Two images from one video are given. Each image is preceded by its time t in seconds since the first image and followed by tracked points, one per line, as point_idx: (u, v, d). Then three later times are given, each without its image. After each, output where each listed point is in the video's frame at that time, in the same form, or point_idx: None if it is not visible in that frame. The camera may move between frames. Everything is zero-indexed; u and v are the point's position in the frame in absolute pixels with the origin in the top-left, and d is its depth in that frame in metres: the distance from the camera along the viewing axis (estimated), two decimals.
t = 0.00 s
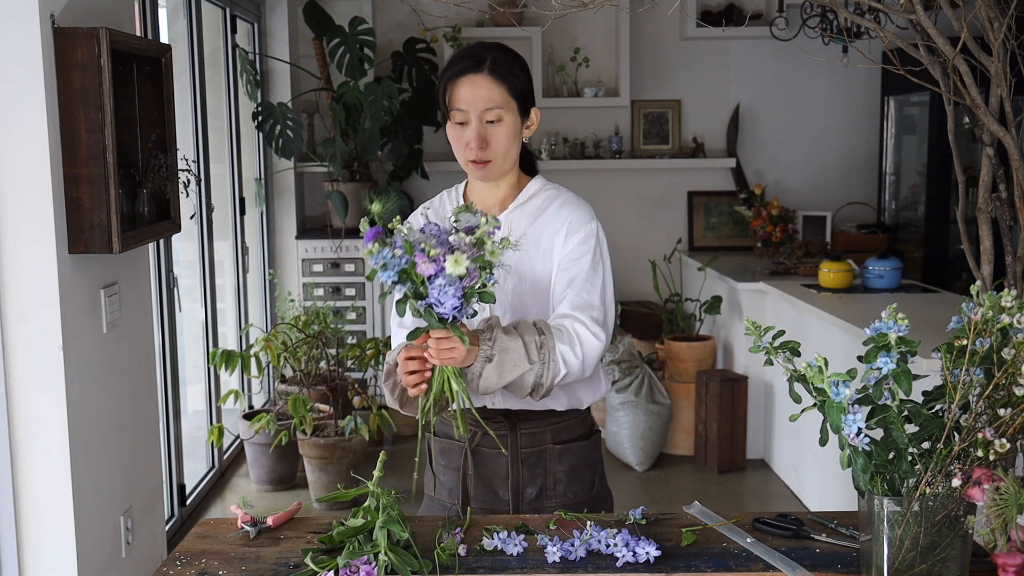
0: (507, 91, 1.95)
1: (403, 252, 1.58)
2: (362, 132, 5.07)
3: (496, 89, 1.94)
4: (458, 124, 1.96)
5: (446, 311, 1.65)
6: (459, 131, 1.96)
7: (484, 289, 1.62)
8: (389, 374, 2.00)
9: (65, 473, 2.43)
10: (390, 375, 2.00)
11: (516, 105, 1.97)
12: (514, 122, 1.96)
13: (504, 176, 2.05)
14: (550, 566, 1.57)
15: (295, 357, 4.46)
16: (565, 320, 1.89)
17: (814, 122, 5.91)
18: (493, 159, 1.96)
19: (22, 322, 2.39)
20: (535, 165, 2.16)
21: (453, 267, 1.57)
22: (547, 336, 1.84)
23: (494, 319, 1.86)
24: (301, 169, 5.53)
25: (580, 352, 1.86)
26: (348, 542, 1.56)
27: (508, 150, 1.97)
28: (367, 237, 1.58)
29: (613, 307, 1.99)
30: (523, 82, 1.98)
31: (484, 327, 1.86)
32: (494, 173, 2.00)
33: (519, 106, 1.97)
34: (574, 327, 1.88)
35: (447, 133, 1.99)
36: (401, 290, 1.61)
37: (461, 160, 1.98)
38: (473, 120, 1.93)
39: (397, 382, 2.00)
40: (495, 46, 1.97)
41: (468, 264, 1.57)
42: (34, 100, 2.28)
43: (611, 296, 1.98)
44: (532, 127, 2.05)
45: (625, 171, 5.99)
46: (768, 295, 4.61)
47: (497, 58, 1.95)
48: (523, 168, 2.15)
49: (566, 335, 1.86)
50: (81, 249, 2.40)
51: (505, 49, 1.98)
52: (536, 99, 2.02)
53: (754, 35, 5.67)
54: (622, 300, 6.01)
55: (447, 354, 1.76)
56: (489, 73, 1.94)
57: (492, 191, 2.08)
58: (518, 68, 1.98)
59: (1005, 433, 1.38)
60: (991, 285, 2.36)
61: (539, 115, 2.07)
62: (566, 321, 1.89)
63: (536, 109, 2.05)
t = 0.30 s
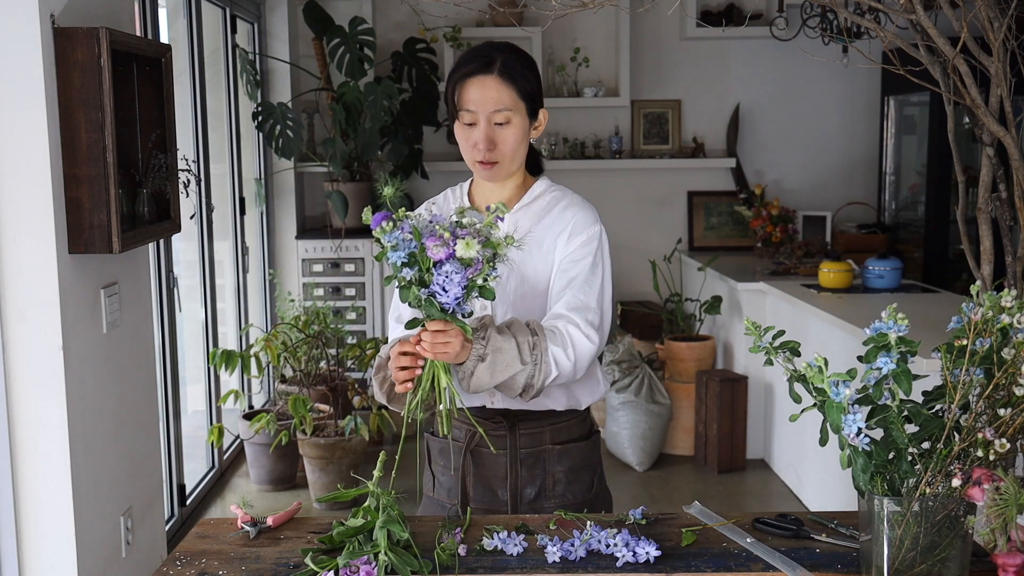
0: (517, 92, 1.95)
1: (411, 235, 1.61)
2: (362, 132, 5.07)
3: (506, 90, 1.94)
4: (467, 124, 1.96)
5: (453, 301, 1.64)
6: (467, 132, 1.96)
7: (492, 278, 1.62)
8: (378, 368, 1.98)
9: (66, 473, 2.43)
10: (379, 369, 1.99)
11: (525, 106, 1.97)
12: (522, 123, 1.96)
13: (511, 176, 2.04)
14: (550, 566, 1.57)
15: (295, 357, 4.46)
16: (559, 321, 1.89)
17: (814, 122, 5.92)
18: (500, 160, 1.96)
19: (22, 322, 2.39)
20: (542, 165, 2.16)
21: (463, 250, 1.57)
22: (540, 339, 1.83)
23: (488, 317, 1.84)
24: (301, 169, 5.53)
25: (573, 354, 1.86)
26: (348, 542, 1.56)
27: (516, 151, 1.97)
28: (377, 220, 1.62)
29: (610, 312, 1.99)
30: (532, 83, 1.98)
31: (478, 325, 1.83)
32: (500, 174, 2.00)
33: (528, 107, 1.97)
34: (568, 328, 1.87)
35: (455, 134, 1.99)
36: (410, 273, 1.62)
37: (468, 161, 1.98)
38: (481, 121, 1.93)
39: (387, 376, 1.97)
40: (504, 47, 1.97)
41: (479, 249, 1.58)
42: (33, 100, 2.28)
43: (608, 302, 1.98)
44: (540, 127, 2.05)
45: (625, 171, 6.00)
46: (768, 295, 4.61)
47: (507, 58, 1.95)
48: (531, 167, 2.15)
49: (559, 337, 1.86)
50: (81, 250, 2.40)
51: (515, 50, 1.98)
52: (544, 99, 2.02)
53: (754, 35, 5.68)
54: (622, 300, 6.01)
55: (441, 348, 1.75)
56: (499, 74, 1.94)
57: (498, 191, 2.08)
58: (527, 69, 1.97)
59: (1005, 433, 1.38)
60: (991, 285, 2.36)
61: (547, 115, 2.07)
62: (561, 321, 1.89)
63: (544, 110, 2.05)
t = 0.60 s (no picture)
0: (522, 93, 1.95)
1: (422, 230, 1.60)
2: (362, 132, 5.07)
3: (511, 90, 1.94)
4: (471, 123, 1.96)
5: (461, 299, 1.64)
6: (471, 131, 1.96)
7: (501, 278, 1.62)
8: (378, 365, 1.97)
9: (65, 473, 2.43)
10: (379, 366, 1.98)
11: (530, 107, 1.96)
12: (527, 123, 1.96)
13: (514, 176, 2.05)
14: (550, 566, 1.57)
15: (295, 357, 4.46)
16: (559, 323, 1.89)
17: (814, 122, 5.91)
18: (503, 160, 1.95)
19: (22, 323, 2.39)
20: (545, 165, 2.16)
21: (477, 250, 1.56)
22: (541, 342, 1.83)
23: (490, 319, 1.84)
24: (302, 169, 5.53)
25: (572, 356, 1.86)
26: (348, 542, 1.55)
27: (520, 151, 1.97)
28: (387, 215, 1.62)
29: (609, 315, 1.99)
30: (537, 84, 1.98)
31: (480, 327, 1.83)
32: (504, 174, 1.99)
33: (533, 108, 1.97)
34: (569, 330, 1.87)
35: (459, 133, 1.99)
36: (420, 268, 1.62)
37: (472, 160, 1.98)
38: (486, 121, 1.93)
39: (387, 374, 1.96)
40: (510, 47, 1.97)
41: (492, 247, 1.57)
42: (33, 100, 2.28)
43: (608, 305, 1.98)
44: (545, 128, 2.05)
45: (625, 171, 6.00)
46: (768, 295, 4.61)
47: (513, 58, 1.96)
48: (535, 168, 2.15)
49: (560, 339, 1.85)
50: (81, 250, 2.40)
51: (521, 51, 1.98)
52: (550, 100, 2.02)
53: (754, 35, 5.68)
54: (622, 300, 6.01)
55: (444, 347, 1.74)
56: (504, 74, 1.94)
57: (501, 191, 2.08)
58: (533, 70, 1.97)
59: (1005, 433, 1.38)
60: (991, 285, 2.36)
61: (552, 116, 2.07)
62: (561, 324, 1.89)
63: (549, 111, 2.05)
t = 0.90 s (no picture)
0: (516, 93, 1.93)
1: (450, 225, 1.59)
2: (362, 132, 5.07)
3: (504, 91, 1.93)
4: (467, 126, 1.96)
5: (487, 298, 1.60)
6: (467, 133, 1.95)
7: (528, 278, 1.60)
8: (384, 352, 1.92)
9: (65, 473, 2.43)
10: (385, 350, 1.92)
11: (525, 108, 1.95)
12: (523, 124, 1.95)
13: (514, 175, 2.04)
14: (550, 566, 1.57)
15: (295, 357, 4.46)
16: (572, 323, 1.90)
17: (814, 123, 5.91)
18: (500, 160, 1.95)
19: (22, 323, 2.39)
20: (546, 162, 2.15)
21: (506, 247, 1.54)
22: (559, 341, 1.84)
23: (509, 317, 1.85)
24: (302, 169, 5.53)
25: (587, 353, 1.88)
26: (348, 542, 1.56)
27: (516, 152, 1.96)
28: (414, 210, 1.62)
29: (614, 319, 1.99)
30: (531, 84, 1.96)
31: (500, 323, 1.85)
32: (502, 173, 1.99)
33: (528, 108, 1.96)
34: (582, 332, 1.88)
35: (457, 136, 1.99)
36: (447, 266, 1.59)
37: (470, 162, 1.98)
38: (481, 123, 1.92)
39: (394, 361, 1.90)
40: (502, 47, 1.96)
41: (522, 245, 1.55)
42: (33, 100, 2.28)
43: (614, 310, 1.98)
44: (542, 127, 2.04)
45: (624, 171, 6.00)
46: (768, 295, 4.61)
47: (505, 59, 1.95)
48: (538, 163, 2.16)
49: (573, 340, 1.87)
50: (81, 250, 2.40)
51: (514, 50, 1.97)
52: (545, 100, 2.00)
53: (754, 35, 5.68)
54: (622, 300, 6.01)
55: (467, 343, 1.69)
56: (497, 75, 1.93)
57: (502, 190, 2.07)
58: (527, 70, 1.96)
59: (1005, 433, 1.38)
60: (991, 285, 2.35)
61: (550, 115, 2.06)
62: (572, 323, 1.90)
63: (546, 109, 2.04)
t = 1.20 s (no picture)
0: (497, 99, 1.94)
1: (506, 240, 1.61)
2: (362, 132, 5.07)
3: (486, 98, 1.93)
4: (452, 134, 1.96)
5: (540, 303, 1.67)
6: (453, 142, 1.96)
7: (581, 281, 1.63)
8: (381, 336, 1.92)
9: (65, 474, 2.43)
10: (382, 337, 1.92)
11: (507, 112, 1.96)
12: (506, 129, 1.96)
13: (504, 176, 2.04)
14: (550, 566, 1.57)
15: (295, 358, 4.46)
16: (600, 311, 1.97)
17: (814, 123, 5.91)
18: (489, 167, 1.95)
19: (22, 323, 2.39)
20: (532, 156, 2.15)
21: (565, 269, 1.59)
22: (598, 327, 1.93)
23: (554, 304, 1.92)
24: (302, 169, 5.54)
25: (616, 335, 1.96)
26: (348, 542, 1.55)
27: (503, 157, 1.97)
28: (470, 222, 1.62)
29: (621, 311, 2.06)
30: (512, 87, 1.97)
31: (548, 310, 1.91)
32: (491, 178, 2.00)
33: (510, 111, 1.97)
34: (611, 318, 1.96)
35: (443, 143, 2.00)
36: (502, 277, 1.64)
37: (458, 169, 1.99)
38: (466, 131, 1.93)
39: (394, 337, 1.91)
40: (480, 52, 1.95)
41: (580, 265, 1.60)
42: (33, 100, 2.28)
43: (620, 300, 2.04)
44: (524, 128, 2.05)
45: (624, 171, 6.00)
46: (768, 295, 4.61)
47: (485, 65, 1.94)
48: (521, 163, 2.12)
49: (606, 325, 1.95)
50: (81, 250, 2.40)
51: (493, 54, 1.97)
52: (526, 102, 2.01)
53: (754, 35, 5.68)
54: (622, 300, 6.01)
55: (519, 339, 1.83)
56: (478, 82, 1.93)
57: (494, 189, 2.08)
58: (506, 74, 1.96)
59: (1005, 433, 1.38)
60: (991, 285, 2.35)
61: (532, 115, 2.07)
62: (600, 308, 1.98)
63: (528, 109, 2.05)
